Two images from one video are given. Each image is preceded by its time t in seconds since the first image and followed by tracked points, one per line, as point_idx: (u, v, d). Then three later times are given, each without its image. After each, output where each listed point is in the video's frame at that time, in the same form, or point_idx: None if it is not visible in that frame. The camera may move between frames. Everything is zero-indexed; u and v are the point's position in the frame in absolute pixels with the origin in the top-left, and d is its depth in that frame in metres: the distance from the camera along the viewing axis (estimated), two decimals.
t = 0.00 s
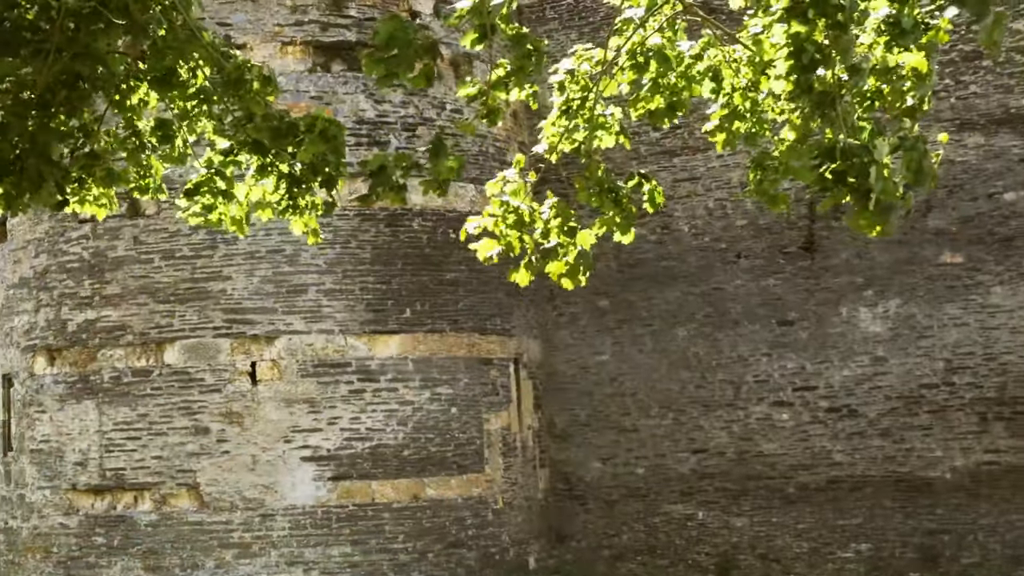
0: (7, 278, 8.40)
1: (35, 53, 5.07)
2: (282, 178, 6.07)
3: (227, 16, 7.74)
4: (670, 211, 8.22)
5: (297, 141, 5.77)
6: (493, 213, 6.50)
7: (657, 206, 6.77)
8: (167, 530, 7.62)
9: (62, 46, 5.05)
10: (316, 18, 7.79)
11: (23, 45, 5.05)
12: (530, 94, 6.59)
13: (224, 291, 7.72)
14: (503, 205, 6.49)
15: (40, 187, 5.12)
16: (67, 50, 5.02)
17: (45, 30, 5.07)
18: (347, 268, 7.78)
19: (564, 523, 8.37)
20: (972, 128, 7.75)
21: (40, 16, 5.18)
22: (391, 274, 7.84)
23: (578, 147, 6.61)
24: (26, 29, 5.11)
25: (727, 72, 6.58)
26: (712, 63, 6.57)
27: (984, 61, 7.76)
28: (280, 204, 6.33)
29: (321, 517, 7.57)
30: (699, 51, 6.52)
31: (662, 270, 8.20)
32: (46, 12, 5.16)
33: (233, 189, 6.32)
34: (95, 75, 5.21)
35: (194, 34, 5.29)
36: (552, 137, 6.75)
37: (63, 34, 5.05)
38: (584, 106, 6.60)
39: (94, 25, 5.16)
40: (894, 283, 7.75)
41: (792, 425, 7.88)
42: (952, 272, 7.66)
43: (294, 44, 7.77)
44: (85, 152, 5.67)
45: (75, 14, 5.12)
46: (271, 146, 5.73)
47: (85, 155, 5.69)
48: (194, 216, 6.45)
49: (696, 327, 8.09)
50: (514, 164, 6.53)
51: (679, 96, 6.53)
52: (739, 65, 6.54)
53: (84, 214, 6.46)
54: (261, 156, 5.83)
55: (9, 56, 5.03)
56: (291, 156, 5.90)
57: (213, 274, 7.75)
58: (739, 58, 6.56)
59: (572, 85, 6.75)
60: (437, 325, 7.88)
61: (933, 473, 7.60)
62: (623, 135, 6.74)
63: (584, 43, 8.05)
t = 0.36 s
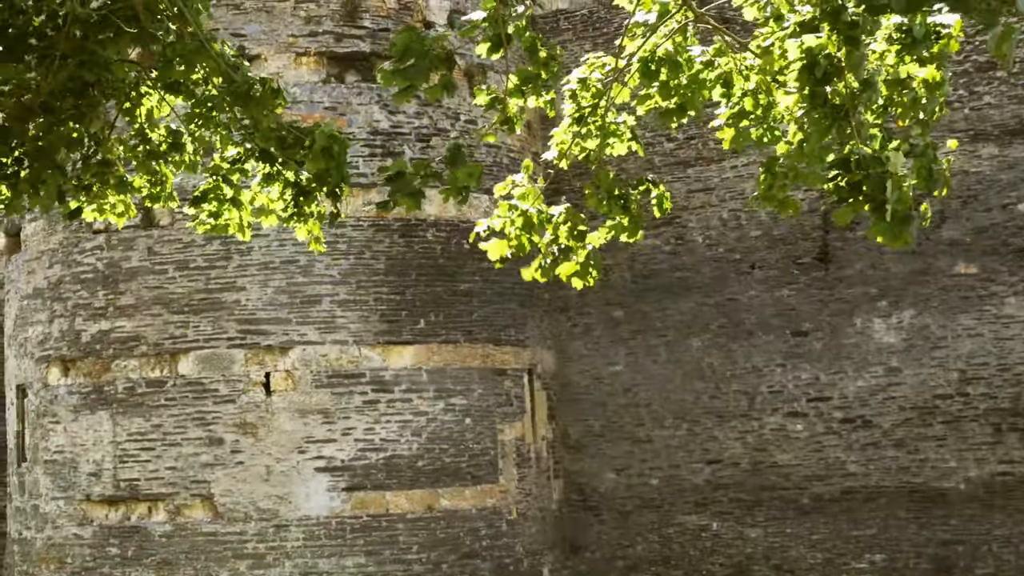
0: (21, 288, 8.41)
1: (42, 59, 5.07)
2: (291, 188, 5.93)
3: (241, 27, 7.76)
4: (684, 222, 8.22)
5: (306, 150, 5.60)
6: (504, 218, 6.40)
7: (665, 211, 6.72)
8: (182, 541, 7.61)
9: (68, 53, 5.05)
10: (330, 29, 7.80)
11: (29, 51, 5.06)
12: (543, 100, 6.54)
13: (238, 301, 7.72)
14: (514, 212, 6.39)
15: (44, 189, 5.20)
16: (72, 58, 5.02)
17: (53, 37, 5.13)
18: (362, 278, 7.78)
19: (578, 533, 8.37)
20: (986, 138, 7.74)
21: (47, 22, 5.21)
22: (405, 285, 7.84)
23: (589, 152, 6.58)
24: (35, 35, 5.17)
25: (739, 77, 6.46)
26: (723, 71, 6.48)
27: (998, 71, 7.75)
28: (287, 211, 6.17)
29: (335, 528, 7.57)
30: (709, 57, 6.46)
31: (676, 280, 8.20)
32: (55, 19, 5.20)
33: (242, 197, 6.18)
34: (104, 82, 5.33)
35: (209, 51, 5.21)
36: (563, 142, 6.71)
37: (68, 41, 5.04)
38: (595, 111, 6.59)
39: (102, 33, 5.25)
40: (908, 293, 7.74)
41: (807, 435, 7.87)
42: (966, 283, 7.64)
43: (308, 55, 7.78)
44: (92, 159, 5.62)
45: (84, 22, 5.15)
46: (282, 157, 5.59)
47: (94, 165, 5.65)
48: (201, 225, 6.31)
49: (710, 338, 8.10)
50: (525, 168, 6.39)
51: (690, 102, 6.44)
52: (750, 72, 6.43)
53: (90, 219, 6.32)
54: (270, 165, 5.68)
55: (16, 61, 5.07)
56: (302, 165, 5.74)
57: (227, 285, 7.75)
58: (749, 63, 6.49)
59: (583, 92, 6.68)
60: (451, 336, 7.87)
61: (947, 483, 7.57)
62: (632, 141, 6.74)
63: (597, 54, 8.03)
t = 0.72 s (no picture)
0: (35, 299, 8.41)
1: (61, 75, 5.11)
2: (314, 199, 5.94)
3: (256, 37, 7.76)
4: (698, 232, 8.23)
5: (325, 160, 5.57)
6: (510, 222, 6.41)
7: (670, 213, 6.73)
8: (196, 552, 7.62)
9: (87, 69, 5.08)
10: (344, 40, 7.80)
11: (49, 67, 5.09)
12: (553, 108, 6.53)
13: (252, 312, 7.72)
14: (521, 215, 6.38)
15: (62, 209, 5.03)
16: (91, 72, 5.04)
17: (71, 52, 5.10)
18: (376, 289, 7.78)
19: (593, 543, 8.38)
20: (1000, 149, 7.72)
21: (65, 38, 5.12)
22: (419, 295, 7.84)
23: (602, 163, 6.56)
24: (52, 51, 5.09)
25: (746, 84, 6.52)
26: (731, 78, 6.54)
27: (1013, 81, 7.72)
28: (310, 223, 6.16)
29: (349, 539, 7.57)
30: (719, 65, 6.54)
31: (691, 291, 8.21)
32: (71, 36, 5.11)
33: (264, 209, 6.17)
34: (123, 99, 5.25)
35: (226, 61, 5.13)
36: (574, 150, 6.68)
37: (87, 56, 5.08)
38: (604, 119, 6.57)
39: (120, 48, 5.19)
40: (922, 304, 7.73)
41: (821, 446, 7.86)
42: (980, 294, 7.62)
43: (322, 66, 7.78)
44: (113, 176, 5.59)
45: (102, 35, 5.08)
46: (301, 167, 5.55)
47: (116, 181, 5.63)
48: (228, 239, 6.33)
49: (724, 349, 8.11)
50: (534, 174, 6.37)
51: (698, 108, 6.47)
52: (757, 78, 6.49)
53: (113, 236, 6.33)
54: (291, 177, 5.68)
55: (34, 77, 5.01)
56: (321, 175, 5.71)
57: (241, 295, 7.75)
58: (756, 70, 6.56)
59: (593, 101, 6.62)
60: (465, 346, 7.87)
61: (961, 494, 7.55)
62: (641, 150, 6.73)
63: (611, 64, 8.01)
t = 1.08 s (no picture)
0: (49, 310, 8.41)
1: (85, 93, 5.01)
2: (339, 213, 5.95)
3: (270, 48, 7.77)
4: (712, 243, 8.23)
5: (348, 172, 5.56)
6: (520, 237, 6.36)
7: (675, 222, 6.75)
8: (210, 562, 7.62)
9: (111, 86, 5.00)
10: (358, 50, 7.79)
11: (71, 86, 4.96)
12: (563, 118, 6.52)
13: (266, 322, 7.72)
14: (531, 231, 6.34)
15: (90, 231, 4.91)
16: (115, 90, 4.97)
17: (93, 69, 4.99)
18: (390, 299, 7.78)
19: (608, 553, 8.38)
20: (1015, 159, 7.69)
21: (88, 55, 4.95)
22: (433, 306, 7.84)
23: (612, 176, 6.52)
24: (75, 69, 4.96)
25: (753, 95, 6.52)
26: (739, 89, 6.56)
27: None
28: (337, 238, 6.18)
29: (363, 549, 7.56)
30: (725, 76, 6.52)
31: (705, 302, 8.22)
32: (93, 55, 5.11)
33: (292, 223, 6.18)
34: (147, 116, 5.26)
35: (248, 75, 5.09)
36: (583, 161, 6.62)
37: (110, 73, 5.00)
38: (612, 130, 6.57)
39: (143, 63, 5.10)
40: (936, 314, 7.71)
41: (836, 456, 7.86)
42: (994, 304, 7.59)
43: (336, 76, 7.79)
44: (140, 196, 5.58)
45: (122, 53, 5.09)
46: (324, 181, 5.55)
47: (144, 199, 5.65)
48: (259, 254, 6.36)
49: (739, 359, 8.11)
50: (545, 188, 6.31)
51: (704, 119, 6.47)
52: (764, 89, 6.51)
53: (144, 254, 6.37)
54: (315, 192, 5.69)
55: (58, 96, 4.91)
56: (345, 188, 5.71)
57: (255, 305, 7.75)
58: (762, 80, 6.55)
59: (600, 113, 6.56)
60: (479, 356, 7.87)
61: (976, 505, 7.52)
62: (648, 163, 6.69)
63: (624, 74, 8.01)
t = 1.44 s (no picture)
0: (63, 320, 8.41)
1: (111, 105, 5.20)
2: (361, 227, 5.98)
3: (284, 58, 7.77)
4: (726, 253, 8.23)
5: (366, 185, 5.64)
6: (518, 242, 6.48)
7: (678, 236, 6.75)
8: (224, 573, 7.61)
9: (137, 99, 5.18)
10: (372, 61, 7.79)
11: (99, 98, 5.20)
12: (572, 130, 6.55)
13: (280, 333, 7.72)
14: (529, 238, 6.43)
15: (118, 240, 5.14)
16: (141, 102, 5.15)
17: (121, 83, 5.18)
18: (404, 309, 7.78)
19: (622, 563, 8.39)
20: None
21: (114, 67, 5.24)
22: (447, 316, 7.84)
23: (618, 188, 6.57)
24: (102, 81, 5.21)
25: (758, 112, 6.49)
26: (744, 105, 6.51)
27: None
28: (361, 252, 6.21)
29: (378, 559, 7.56)
30: (731, 92, 6.53)
31: (720, 313, 8.22)
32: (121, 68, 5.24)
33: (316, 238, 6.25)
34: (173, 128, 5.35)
35: (266, 91, 5.18)
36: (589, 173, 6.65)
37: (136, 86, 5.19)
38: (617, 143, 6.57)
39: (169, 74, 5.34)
40: (951, 325, 7.70)
41: (850, 467, 7.85)
42: (1009, 314, 7.58)
43: (350, 86, 7.77)
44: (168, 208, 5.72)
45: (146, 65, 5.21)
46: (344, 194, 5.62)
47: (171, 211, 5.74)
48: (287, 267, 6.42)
49: (753, 370, 8.11)
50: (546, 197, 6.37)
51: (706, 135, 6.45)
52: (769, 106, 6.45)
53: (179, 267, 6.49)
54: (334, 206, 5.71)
55: (86, 108, 5.16)
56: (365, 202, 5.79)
57: (269, 316, 7.74)
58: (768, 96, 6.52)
59: (609, 126, 6.65)
60: (493, 367, 7.87)
61: (990, 516, 7.50)
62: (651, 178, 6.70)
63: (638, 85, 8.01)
